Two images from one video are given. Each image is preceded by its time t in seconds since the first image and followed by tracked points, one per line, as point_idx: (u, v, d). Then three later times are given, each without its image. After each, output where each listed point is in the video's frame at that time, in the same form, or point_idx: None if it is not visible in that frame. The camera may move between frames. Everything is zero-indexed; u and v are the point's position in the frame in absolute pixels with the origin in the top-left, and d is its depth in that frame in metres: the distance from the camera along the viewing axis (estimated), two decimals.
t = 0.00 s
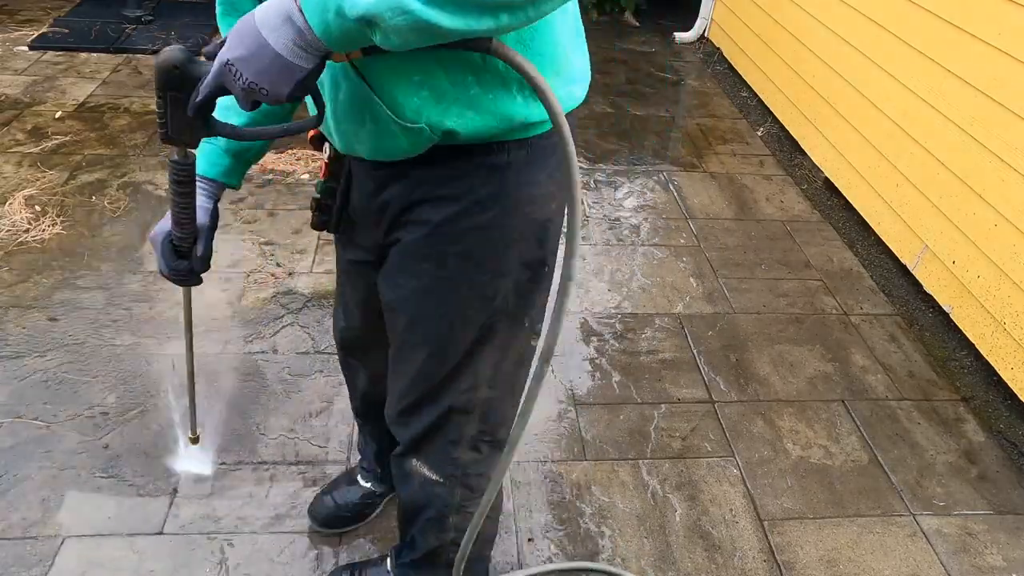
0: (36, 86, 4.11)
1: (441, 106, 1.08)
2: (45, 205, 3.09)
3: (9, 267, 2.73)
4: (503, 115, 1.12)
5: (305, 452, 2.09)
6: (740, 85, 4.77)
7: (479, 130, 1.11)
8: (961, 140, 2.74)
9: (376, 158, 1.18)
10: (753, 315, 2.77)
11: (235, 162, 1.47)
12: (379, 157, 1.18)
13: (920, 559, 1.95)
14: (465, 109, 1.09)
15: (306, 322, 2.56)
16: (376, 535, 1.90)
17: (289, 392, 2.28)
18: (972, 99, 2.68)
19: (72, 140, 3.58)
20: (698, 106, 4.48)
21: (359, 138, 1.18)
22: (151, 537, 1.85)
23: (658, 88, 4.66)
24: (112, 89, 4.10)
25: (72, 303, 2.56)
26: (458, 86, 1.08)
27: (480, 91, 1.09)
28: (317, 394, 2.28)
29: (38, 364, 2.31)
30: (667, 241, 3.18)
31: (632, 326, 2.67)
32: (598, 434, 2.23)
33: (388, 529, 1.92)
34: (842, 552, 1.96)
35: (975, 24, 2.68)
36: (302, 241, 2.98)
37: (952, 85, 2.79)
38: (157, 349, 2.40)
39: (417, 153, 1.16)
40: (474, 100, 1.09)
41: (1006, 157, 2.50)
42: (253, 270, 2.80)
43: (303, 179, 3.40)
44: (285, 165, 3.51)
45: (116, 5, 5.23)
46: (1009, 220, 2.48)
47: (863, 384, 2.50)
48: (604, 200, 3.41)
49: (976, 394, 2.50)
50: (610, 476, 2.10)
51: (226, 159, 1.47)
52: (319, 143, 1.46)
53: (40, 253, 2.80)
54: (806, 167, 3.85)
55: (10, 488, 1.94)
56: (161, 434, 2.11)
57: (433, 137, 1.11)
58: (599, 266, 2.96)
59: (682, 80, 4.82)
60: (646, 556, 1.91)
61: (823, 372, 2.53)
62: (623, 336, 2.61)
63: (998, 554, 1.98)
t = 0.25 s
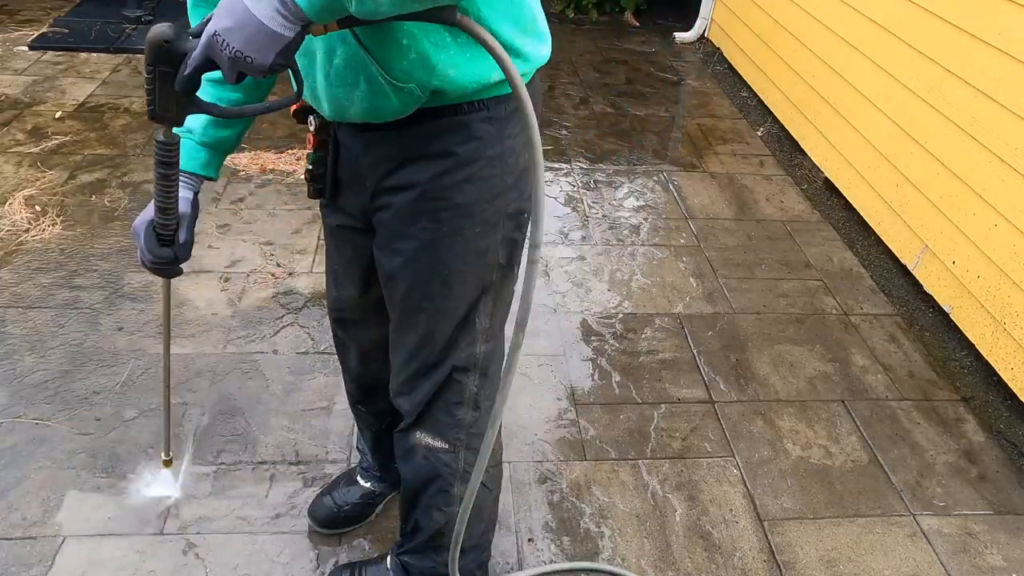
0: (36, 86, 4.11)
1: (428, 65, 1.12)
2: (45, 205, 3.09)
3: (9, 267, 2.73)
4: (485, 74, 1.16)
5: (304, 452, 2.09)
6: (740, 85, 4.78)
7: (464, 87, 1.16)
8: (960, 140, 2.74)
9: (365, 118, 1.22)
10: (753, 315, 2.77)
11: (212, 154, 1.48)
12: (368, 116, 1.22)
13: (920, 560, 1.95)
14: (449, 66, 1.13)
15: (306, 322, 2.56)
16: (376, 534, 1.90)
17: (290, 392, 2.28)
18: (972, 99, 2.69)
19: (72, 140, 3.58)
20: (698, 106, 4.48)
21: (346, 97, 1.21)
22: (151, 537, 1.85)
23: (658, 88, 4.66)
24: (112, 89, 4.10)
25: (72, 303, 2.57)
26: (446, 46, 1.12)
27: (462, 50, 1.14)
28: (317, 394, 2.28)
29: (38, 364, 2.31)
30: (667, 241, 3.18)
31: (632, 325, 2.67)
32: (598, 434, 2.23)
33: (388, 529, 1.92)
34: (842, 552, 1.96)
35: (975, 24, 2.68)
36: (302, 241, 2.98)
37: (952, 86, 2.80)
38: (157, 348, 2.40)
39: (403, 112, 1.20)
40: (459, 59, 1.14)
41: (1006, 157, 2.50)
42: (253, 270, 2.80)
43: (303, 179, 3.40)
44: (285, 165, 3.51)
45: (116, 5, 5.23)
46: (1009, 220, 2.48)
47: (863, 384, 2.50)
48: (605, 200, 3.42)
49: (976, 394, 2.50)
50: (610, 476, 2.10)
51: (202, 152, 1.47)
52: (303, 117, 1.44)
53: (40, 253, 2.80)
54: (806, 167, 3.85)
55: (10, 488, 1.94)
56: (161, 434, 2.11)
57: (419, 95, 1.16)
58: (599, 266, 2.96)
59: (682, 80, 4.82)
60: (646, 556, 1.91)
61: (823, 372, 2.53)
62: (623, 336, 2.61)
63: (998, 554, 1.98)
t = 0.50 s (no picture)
0: (36, 86, 4.11)
1: (531, 107, 1.08)
2: (45, 205, 3.09)
3: (9, 266, 2.73)
4: (591, 130, 1.12)
5: (305, 452, 2.09)
6: (740, 85, 4.78)
7: (562, 138, 1.11)
8: (961, 141, 2.74)
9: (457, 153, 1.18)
10: (753, 315, 2.77)
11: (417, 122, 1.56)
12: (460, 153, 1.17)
13: (919, 560, 1.95)
14: (552, 114, 1.09)
15: (306, 322, 2.56)
16: (377, 535, 1.90)
17: (290, 392, 2.28)
18: (972, 99, 2.69)
19: (72, 140, 3.58)
20: (698, 106, 4.48)
21: (446, 128, 1.17)
22: (151, 537, 1.85)
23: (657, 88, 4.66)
24: (112, 89, 4.10)
25: (72, 303, 2.57)
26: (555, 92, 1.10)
27: (570, 100, 1.10)
28: (318, 394, 2.28)
29: (38, 364, 2.31)
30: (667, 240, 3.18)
31: (632, 325, 2.67)
32: (598, 434, 2.23)
33: (389, 529, 1.92)
34: (842, 552, 1.96)
35: (975, 24, 2.68)
36: (303, 241, 2.98)
37: (952, 86, 2.80)
38: (157, 349, 2.40)
39: (504, 160, 1.15)
40: (566, 108, 1.10)
41: (1006, 157, 2.50)
42: (253, 270, 2.80)
43: (303, 179, 3.40)
44: (284, 165, 3.51)
45: (116, 5, 5.23)
46: (1009, 221, 2.48)
47: (863, 384, 2.50)
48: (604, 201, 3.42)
49: (976, 394, 2.50)
50: (610, 476, 2.10)
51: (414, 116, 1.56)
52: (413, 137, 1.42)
53: (40, 253, 2.80)
54: (807, 167, 3.85)
55: (10, 488, 1.94)
56: (162, 434, 2.11)
57: (517, 138, 1.11)
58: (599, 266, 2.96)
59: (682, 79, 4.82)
60: (647, 556, 1.91)
61: (823, 372, 2.53)
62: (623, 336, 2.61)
63: (997, 554, 1.98)
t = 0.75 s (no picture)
0: (36, 86, 4.11)
1: (523, 98, 1.08)
2: (44, 205, 3.09)
3: (9, 267, 2.73)
4: (587, 122, 1.11)
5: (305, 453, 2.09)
6: (740, 85, 4.77)
7: (559, 131, 1.10)
8: (961, 141, 2.74)
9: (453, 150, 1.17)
10: (753, 315, 2.77)
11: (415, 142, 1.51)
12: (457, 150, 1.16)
13: (919, 559, 1.95)
14: (549, 106, 1.09)
15: (306, 322, 2.56)
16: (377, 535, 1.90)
17: (291, 392, 2.28)
18: (972, 99, 2.69)
19: (71, 140, 3.58)
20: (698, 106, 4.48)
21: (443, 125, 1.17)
22: (151, 537, 1.85)
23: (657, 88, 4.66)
24: (112, 89, 4.10)
25: (72, 303, 2.57)
26: (548, 84, 1.09)
27: (566, 94, 1.10)
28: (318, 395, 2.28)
29: (37, 364, 2.31)
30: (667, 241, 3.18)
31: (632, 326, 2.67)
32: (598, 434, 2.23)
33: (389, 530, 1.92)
34: (842, 552, 1.96)
35: (975, 25, 2.68)
36: (303, 241, 2.98)
37: (952, 86, 2.80)
38: (157, 349, 2.40)
39: (500, 152, 1.14)
40: (560, 99, 1.09)
41: (1006, 157, 2.50)
42: (253, 270, 2.80)
43: (303, 179, 3.40)
44: (284, 165, 3.50)
45: (116, 5, 5.23)
46: (1009, 221, 2.48)
47: (863, 384, 2.50)
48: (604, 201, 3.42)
49: (976, 394, 2.50)
50: (610, 476, 2.10)
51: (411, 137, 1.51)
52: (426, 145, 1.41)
53: (40, 253, 2.80)
54: (807, 167, 3.85)
55: (10, 489, 1.94)
56: (162, 434, 2.11)
57: (512, 129, 1.11)
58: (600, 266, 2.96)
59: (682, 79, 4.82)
60: (647, 556, 1.91)
61: (823, 372, 2.53)
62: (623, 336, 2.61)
63: (997, 554, 1.98)
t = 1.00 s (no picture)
0: (36, 86, 4.11)
1: (508, 95, 1.09)
2: (44, 205, 3.09)
3: (9, 267, 2.73)
4: (570, 117, 1.12)
5: (305, 453, 2.09)
6: (740, 85, 4.77)
7: (542, 126, 1.12)
8: (961, 141, 2.74)
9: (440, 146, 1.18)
10: (753, 315, 2.77)
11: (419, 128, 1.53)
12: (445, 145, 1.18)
13: (919, 559, 1.95)
14: (532, 103, 1.10)
15: (306, 322, 2.56)
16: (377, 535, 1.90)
17: (291, 392, 2.28)
18: (972, 99, 2.69)
19: (71, 140, 3.58)
20: (698, 106, 4.48)
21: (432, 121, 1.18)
22: (151, 537, 1.85)
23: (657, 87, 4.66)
24: (112, 89, 4.10)
25: (72, 303, 2.56)
26: (533, 80, 1.10)
27: (549, 90, 1.11)
28: (318, 395, 2.28)
29: (37, 364, 2.31)
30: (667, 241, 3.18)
31: (632, 326, 2.67)
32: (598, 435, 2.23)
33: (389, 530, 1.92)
34: (842, 552, 1.96)
35: (975, 25, 2.68)
36: (302, 241, 2.98)
37: (952, 86, 2.80)
38: (157, 349, 2.40)
39: (487, 148, 1.16)
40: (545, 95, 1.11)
41: (1006, 157, 2.50)
42: (253, 270, 2.80)
43: (303, 179, 3.40)
44: (284, 165, 3.50)
45: (116, 5, 5.23)
46: (1009, 221, 2.48)
47: (863, 384, 2.50)
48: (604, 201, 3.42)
49: (976, 394, 2.50)
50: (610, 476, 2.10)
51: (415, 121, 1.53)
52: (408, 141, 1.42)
53: (40, 253, 2.80)
54: (806, 167, 3.85)
55: (10, 489, 1.94)
56: (162, 434, 2.11)
57: (497, 125, 1.12)
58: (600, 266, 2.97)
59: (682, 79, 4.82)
60: (647, 556, 1.91)
61: (823, 372, 2.53)
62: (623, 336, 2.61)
63: (997, 554, 1.98)
